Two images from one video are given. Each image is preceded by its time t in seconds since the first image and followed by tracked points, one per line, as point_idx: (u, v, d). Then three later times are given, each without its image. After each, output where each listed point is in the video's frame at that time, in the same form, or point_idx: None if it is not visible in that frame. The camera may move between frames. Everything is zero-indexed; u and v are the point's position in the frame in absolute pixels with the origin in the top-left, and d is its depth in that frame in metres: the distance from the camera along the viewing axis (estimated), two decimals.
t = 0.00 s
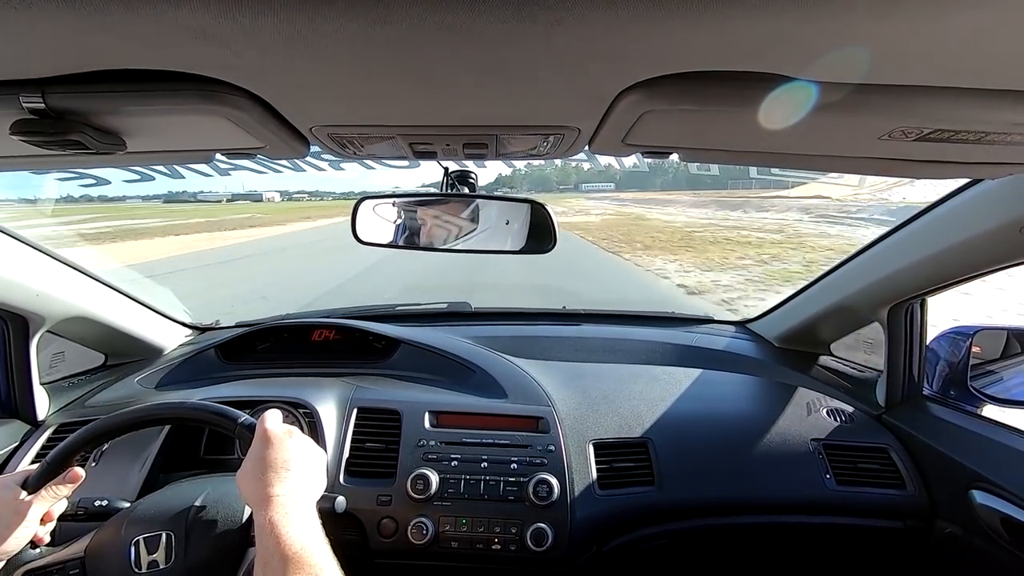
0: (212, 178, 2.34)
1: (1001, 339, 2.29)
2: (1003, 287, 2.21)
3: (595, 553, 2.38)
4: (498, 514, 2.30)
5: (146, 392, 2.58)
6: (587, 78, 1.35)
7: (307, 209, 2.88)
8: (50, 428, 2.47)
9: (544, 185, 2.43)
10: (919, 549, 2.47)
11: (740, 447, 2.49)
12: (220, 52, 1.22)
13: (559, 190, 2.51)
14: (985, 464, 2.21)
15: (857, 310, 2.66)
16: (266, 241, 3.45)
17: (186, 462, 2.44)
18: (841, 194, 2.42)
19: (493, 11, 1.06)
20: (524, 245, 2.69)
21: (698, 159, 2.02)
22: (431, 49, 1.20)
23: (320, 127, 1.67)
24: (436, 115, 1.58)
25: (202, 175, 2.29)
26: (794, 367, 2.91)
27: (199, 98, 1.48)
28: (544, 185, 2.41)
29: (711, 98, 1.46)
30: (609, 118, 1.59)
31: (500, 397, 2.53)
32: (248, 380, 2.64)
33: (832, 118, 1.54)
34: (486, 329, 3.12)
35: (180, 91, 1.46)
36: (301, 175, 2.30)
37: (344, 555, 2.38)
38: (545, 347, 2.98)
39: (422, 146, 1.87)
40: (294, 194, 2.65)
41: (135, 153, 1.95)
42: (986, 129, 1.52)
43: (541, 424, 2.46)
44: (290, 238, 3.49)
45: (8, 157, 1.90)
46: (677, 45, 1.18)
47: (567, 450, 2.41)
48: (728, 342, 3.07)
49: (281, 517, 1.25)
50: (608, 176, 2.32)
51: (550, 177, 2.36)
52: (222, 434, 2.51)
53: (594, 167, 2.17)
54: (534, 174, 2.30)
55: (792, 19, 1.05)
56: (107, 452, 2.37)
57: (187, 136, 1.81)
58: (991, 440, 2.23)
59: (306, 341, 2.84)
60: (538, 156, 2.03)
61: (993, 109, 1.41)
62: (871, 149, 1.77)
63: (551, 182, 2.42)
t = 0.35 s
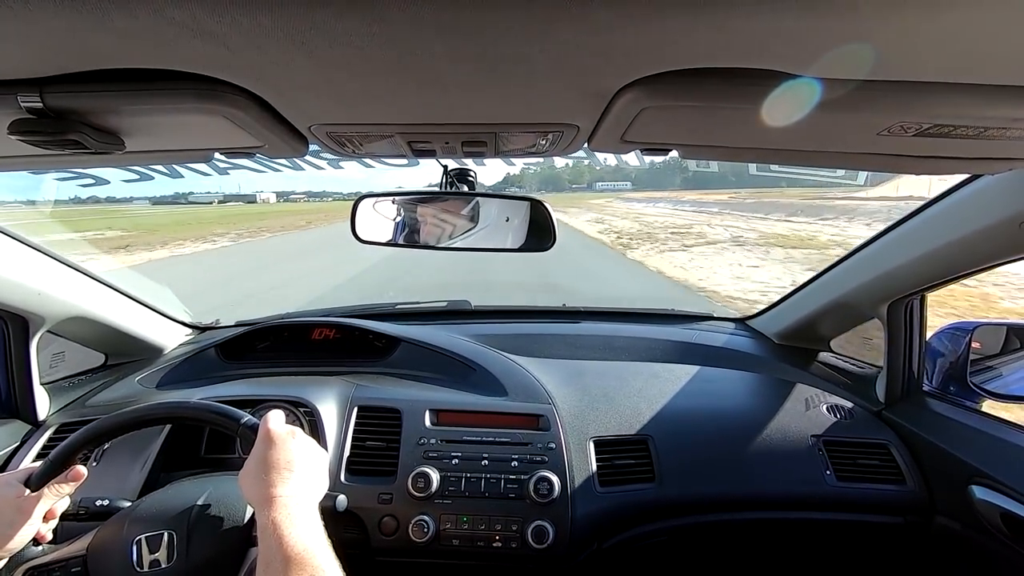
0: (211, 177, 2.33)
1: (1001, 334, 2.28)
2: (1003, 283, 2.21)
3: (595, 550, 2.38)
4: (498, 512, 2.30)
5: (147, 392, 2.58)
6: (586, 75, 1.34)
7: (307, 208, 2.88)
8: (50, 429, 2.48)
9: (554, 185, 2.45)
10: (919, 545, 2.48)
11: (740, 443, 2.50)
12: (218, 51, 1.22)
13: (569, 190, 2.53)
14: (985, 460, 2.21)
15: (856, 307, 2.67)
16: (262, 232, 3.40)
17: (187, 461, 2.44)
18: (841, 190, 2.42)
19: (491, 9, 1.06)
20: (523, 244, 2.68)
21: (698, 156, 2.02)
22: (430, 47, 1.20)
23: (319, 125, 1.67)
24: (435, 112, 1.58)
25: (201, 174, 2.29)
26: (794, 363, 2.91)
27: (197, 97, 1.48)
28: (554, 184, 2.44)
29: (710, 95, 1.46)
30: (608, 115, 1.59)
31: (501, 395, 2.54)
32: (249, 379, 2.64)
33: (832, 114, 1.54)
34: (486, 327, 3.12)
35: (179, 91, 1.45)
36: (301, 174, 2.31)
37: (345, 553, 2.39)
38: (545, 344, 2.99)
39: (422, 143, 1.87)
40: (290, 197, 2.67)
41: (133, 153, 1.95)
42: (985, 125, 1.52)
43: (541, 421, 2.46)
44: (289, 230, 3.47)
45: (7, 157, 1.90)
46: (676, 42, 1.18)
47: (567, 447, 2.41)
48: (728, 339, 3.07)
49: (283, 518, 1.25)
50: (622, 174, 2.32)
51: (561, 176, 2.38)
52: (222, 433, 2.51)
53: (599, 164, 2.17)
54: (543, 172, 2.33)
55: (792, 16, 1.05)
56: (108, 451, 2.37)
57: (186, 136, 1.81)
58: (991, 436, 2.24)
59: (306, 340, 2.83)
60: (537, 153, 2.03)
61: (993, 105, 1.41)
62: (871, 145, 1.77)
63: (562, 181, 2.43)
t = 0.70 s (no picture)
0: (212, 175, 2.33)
1: (1002, 333, 2.30)
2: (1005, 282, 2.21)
3: (595, 549, 2.38)
4: (498, 511, 2.30)
5: (147, 390, 2.58)
6: (587, 74, 1.34)
7: (307, 207, 2.88)
8: (52, 427, 2.47)
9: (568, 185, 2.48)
10: (918, 544, 2.48)
11: (741, 443, 2.49)
12: (219, 50, 1.22)
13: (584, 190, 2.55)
14: (985, 459, 2.21)
15: (857, 306, 2.66)
16: (277, 229, 3.44)
17: (188, 460, 2.44)
18: (843, 189, 2.41)
19: (491, 8, 1.05)
20: (521, 241, 2.66)
21: (698, 155, 2.02)
22: (431, 45, 1.20)
23: (320, 124, 1.67)
24: (435, 111, 1.58)
25: (202, 173, 2.29)
26: (795, 363, 2.91)
27: (197, 96, 1.47)
28: (566, 184, 2.46)
29: (711, 93, 1.46)
30: (609, 114, 1.59)
31: (501, 394, 2.54)
32: (250, 377, 2.64)
33: (832, 112, 1.54)
34: (487, 326, 3.12)
35: (179, 89, 1.45)
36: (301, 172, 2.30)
37: (346, 552, 2.39)
38: (545, 343, 2.99)
39: (422, 142, 1.87)
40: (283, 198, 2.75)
41: (134, 151, 1.94)
42: (986, 124, 1.52)
43: (541, 420, 2.46)
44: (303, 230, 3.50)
45: (8, 156, 1.90)
46: (676, 41, 1.18)
47: (567, 446, 2.42)
48: (728, 338, 3.07)
49: (285, 519, 1.26)
50: (642, 174, 2.30)
51: (574, 175, 2.40)
52: (223, 432, 2.51)
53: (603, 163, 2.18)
54: (555, 172, 2.37)
55: (793, 14, 1.05)
56: (108, 450, 2.38)
57: (186, 134, 1.81)
58: (991, 435, 2.24)
59: (306, 338, 2.84)
60: (537, 152, 2.03)
61: (993, 104, 1.40)
62: (872, 145, 1.77)
63: (575, 181, 2.45)
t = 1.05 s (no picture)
0: (211, 179, 2.33)
1: (1003, 336, 2.28)
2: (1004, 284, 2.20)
3: (596, 553, 2.37)
4: (498, 515, 2.30)
5: (147, 395, 2.58)
6: (585, 78, 1.34)
7: (307, 210, 2.88)
8: (51, 432, 2.47)
9: (581, 184, 2.40)
10: (920, 547, 2.47)
11: (742, 445, 2.49)
12: (217, 54, 1.22)
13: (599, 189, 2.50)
14: (987, 461, 2.21)
15: (857, 308, 2.66)
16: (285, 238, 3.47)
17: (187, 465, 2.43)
18: (842, 191, 2.41)
19: (488, 12, 1.06)
20: (518, 245, 2.68)
21: (698, 158, 2.02)
22: (429, 50, 1.20)
23: (318, 128, 1.67)
24: (433, 115, 1.58)
25: (201, 177, 2.29)
26: (795, 365, 2.91)
27: (196, 100, 1.48)
28: (580, 182, 2.37)
29: (709, 96, 1.46)
30: (607, 117, 1.59)
31: (501, 398, 2.53)
32: (250, 381, 2.64)
33: (830, 115, 1.54)
34: (486, 330, 3.12)
35: (178, 94, 1.46)
36: (300, 176, 2.30)
37: (348, 557, 2.39)
38: (545, 346, 2.98)
39: (421, 146, 1.87)
40: (284, 197, 2.66)
41: (133, 156, 1.95)
42: (985, 125, 1.52)
43: (541, 423, 2.46)
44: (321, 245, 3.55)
45: (7, 161, 1.90)
46: (674, 44, 1.18)
47: (568, 449, 2.41)
48: (728, 340, 3.07)
49: (288, 524, 1.25)
50: (641, 176, 2.31)
51: (590, 175, 2.32)
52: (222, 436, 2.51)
53: (603, 166, 2.18)
54: (568, 171, 2.28)
55: (791, 17, 1.05)
56: (108, 454, 2.38)
57: (185, 139, 1.81)
58: (992, 437, 2.24)
59: (306, 342, 2.84)
60: (537, 155, 2.03)
61: (991, 105, 1.40)
62: (871, 146, 1.77)
63: (590, 180, 2.37)
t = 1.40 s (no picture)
0: (214, 177, 2.33)
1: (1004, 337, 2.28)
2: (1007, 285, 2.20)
3: (596, 553, 2.37)
4: (499, 513, 2.30)
5: (149, 391, 2.58)
6: (588, 77, 1.34)
7: (310, 208, 2.88)
8: (53, 428, 2.48)
9: (598, 181, 2.39)
10: (921, 549, 2.47)
11: (742, 446, 2.48)
12: (221, 52, 1.22)
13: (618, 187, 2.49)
14: (988, 464, 2.20)
15: (859, 309, 2.66)
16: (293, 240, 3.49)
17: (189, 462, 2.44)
18: (845, 191, 2.41)
19: (491, 11, 1.06)
20: (528, 244, 2.68)
21: (701, 157, 2.01)
22: (432, 48, 1.20)
23: (321, 126, 1.67)
24: (436, 113, 1.58)
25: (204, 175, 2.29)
26: (796, 366, 2.90)
27: (199, 98, 1.48)
28: (599, 178, 2.34)
29: (711, 96, 1.46)
30: (610, 116, 1.59)
31: (502, 397, 2.53)
32: (251, 379, 2.64)
33: (833, 115, 1.54)
34: (488, 329, 3.11)
35: (181, 91, 1.46)
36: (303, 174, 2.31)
37: (350, 555, 2.39)
38: (547, 346, 2.98)
39: (424, 145, 1.87)
40: (284, 198, 2.70)
41: (136, 154, 1.95)
42: (988, 126, 1.51)
43: (542, 423, 2.46)
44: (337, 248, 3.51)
45: (11, 158, 1.91)
46: (678, 43, 1.18)
47: (569, 449, 2.41)
48: (729, 340, 3.07)
49: (291, 526, 1.25)
50: (644, 175, 2.30)
51: (596, 172, 2.32)
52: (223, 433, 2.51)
53: (605, 165, 2.17)
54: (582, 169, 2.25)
55: (795, 17, 1.05)
56: (111, 450, 2.39)
57: (188, 136, 1.81)
58: (994, 439, 2.23)
59: (308, 340, 2.84)
60: (539, 154, 2.03)
61: (995, 106, 1.40)
62: (874, 147, 1.77)
63: (607, 177, 2.33)
